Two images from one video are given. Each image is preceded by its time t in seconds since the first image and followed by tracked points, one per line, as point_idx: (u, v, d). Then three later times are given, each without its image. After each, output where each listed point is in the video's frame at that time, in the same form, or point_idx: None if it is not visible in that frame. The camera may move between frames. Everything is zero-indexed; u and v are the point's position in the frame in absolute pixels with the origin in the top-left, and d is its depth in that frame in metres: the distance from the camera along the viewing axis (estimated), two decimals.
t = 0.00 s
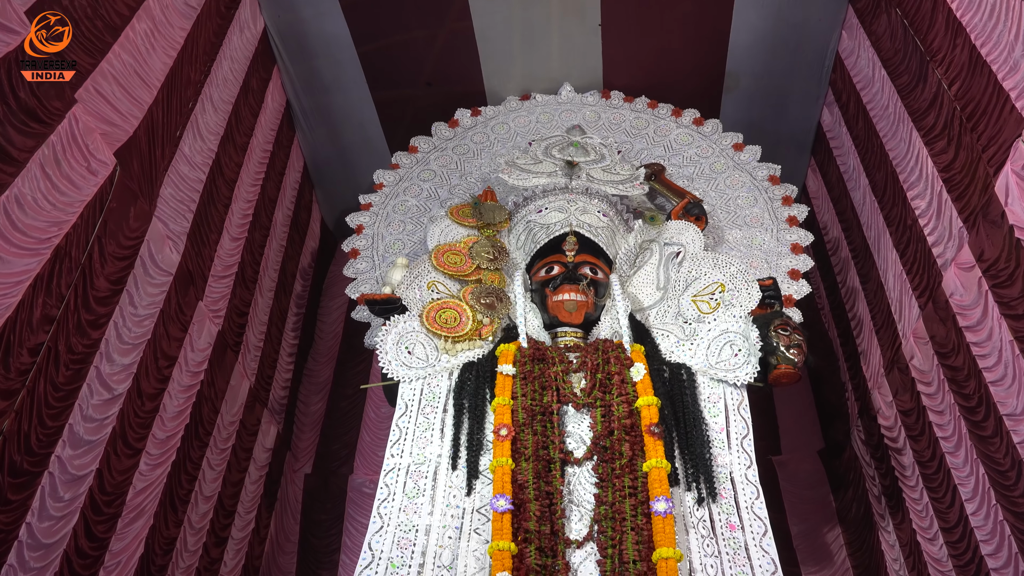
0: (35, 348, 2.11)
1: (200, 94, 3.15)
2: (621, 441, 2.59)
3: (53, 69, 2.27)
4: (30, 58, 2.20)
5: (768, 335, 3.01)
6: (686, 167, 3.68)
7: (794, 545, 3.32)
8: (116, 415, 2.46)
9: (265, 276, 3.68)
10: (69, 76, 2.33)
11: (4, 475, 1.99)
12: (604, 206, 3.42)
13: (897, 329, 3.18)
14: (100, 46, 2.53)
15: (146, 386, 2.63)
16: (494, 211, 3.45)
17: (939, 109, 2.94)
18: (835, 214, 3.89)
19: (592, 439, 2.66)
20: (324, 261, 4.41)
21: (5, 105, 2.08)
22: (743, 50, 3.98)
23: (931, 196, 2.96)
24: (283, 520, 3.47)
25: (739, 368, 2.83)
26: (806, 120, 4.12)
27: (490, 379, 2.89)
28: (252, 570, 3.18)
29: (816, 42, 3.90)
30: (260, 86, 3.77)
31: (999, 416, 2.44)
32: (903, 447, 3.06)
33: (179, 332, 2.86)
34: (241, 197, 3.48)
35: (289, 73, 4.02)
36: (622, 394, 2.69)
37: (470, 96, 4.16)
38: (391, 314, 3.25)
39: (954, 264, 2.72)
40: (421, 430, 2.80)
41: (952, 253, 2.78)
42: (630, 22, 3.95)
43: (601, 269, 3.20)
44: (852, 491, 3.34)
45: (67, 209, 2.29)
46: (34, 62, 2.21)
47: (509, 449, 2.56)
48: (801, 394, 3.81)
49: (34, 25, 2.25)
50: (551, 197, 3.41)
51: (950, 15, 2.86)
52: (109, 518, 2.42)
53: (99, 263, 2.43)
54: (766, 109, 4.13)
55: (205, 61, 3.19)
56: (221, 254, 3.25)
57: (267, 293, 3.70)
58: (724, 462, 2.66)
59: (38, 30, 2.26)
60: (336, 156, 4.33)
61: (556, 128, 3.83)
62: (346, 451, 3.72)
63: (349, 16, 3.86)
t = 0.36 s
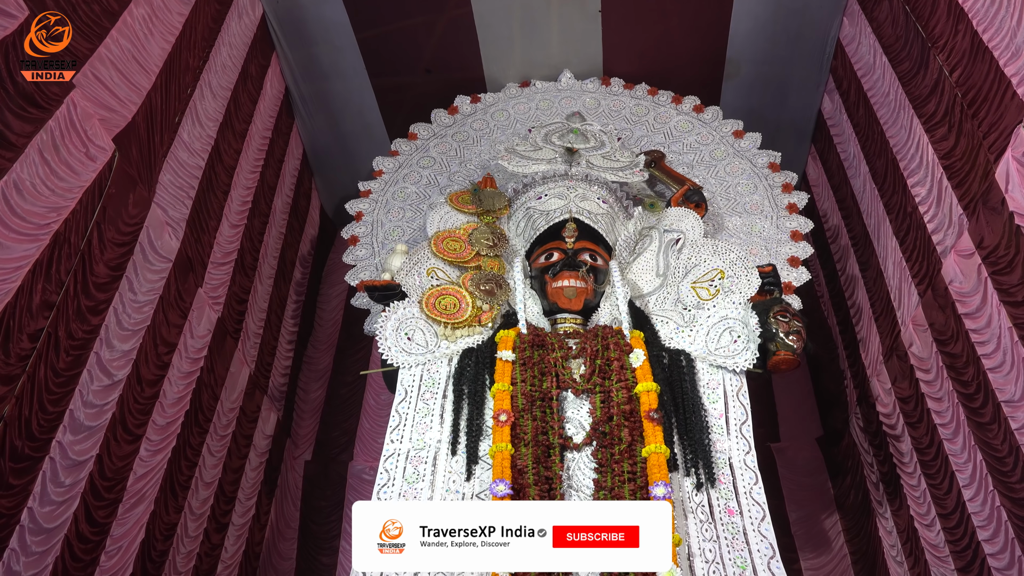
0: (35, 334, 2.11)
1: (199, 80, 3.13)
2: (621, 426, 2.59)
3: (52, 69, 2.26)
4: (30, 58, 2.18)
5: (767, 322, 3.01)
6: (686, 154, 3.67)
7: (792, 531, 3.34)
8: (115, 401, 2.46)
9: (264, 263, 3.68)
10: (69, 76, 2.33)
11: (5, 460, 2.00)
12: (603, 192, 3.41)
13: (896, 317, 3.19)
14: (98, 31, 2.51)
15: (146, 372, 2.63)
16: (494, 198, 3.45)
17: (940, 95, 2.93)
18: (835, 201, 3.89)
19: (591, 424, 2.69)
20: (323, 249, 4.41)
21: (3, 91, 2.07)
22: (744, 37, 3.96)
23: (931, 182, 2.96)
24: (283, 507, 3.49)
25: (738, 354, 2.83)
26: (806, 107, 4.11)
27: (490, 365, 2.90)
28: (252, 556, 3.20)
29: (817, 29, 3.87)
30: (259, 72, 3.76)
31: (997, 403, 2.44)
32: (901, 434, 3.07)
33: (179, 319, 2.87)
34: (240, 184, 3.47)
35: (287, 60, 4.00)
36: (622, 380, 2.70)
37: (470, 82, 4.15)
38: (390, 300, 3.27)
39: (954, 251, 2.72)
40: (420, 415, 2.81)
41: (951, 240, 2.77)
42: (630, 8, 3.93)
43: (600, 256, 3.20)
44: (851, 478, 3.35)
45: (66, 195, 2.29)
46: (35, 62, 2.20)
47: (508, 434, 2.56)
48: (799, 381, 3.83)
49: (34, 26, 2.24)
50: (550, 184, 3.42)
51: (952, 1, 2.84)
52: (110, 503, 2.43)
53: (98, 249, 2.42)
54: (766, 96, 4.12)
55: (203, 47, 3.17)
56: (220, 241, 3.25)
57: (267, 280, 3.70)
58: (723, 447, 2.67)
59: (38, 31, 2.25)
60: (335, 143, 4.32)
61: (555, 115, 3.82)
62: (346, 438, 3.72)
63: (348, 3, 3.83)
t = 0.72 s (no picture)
0: (35, 320, 2.11)
1: (197, 66, 3.12)
2: (620, 412, 2.60)
3: (52, 70, 2.25)
4: (30, 59, 2.17)
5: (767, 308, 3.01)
6: (686, 141, 3.66)
7: (790, 518, 3.35)
8: (115, 387, 2.47)
9: (264, 250, 3.68)
10: (69, 76, 2.31)
11: (6, 446, 2.00)
12: (603, 178, 3.40)
13: (896, 304, 3.19)
14: (95, 16, 2.50)
15: (145, 358, 2.63)
16: (493, 184, 3.44)
17: (942, 81, 2.92)
18: (835, 189, 3.88)
19: (590, 410, 2.68)
20: (323, 236, 4.40)
21: None
22: (744, 23, 3.94)
23: (931, 169, 2.95)
24: (283, 493, 3.50)
25: (737, 340, 2.84)
26: (807, 94, 4.10)
27: (489, 351, 2.88)
28: (252, 543, 3.21)
29: (818, 15, 3.85)
30: (257, 58, 3.74)
31: (996, 389, 2.45)
32: (900, 421, 3.07)
33: (178, 306, 2.87)
34: (239, 170, 3.46)
35: (286, 45, 3.98)
36: (621, 365, 2.70)
37: (469, 68, 4.14)
38: (390, 286, 3.26)
39: (954, 238, 2.72)
40: (420, 401, 2.82)
41: (951, 227, 2.77)
42: None
43: (599, 242, 3.19)
44: (849, 465, 3.36)
45: (65, 180, 2.28)
46: (34, 62, 2.19)
47: (508, 420, 2.56)
48: (798, 367, 3.84)
49: (34, 26, 2.23)
50: (550, 170, 3.39)
51: None
52: (110, 489, 2.43)
53: (97, 235, 2.42)
54: (766, 82, 4.11)
55: (201, 33, 3.16)
56: (220, 228, 3.24)
57: (266, 267, 3.69)
58: (722, 433, 2.67)
59: (38, 30, 2.25)
60: (334, 129, 4.31)
61: (555, 102, 3.80)
62: (346, 425, 3.73)
63: None
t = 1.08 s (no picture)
0: (35, 307, 2.12)
1: (196, 53, 3.11)
2: (619, 399, 2.61)
3: (52, 69, 2.24)
4: (30, 58, 2.16)
5: (766, 296, 3.02)
6: (686, 129, 3.66)
7: (789, 505, 3.37)
8: (116, 374, 2.47)
9: (264, 238, 3.68)
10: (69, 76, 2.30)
11: (8, 432, 2.01)
12: (603, 166, 3.40)
13: (895, 292, 3.19)
14: (93, 2, 2.49)
15: (146, 346, 2.64)
16: (494, 171, 3.44)
17: (943, 69, 2.91)
18: (835, 177, 3.88)
19: (590, 397, 2.68)
20: (323, 224, 4.40)
21: None
22: (745, 10, 3.92)
23: (932, 157, 2.95)
24: (284, 481, 3.51)
25: (737, 328, 2.84)
26: (807, 82, 4.09)
27: (489, 338, 2.90)
28: (254, 530, 3.24)
29: (820, 2, 3.83)
30: (257, 46, 3.72)
31: (995, 377, 2.45)
32: (899, 409, 3.08)
33: (179, 293, 2.87)
34: (239, 158, 3.46)
35: (285, 32, 3.96)
36: (621, 352, 2.71)
37: (468, 56, 4.13)
38: (390, 274, 3.28)
39: (954, 226, 2.72)
40: (420, 388, 2.82)
41: (951, 215, 2.77)
42: None
43: (599, 230, 3.20)
44: (848, 452, 3.37)
45: (65, 167, 2.28)
46: (34, 62, 2.18)
47: (508, 406, 2.58)
48: (796, 355, 3.86)
49: (34, 26, 2.23)
50: (550, 157, 3.40)
51: None
52: (112, 476, 2.44)
53: (97, 222, 2.42)
54: (767, 70, 4.10)
55: (200, 19, 3.14)
56: (220, 216, 3.24)
57: (266, 255, 3.69)
58: (722, 420, 2.68)
59: (38, 30, 2.24)
60: (333, 117, 4.30)
61: (555, 89, 3.79)
62: (346, 413, 3.74)
63: None
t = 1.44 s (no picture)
0: (36, 294, 2.12)
1: (196, 40, 3.10)
2: (620, 384, 2.62)
3: (52, 69, 2.22)
4: (30, 58, 2.15)
5: (767, 282, 3.01)
6: (686, 116, 3.64)
7: (789, 492, 3.38)
8: (117, 361, 2.47)
9: (264, 226, 3.68)
10: (69, 76, 2.28)
11: (11, 418, 2.02)
12: (603, 153, 3.39)
13: (896, 280, 3.19)
14: None
15: (147, 333, 2.64)
16: (494, 158, 3.44)
17: (945, 55, 2.90)
18: (836, 164, 3.87)
19: (590, 383, 2.68)
20: (323, 212, 4.39)
21: None
22: None
23: (933, 144, 2.94)
24: (285, 468, 3.52)
25: (737, 315, 2.85)
26: (809, 69, 4.07)
27: (490, 325, 2.90)
28: (255, 516, 3.27)
29: None
30: (256, 33, 3.71)
31: (994, 363, 2.45)
32: (898, 396, 3.09)
33: (179, 281, 2.87)
34: (239, 146, 3.45)
35: (284, 20, 3.94)
36: (622, 338, 2.72)
37: (468, 43, 4.11)
38: (390, 261, 3.29)
39: (954, 213, 2.71)
40: (421, 374, 2.83)
41: (952, 202, 2.77)
42: None
43: (600, 217, 3.20)
44: (847, 440, 3.38)
45: (65, 153, 2.28)
46: (35, 62, 2.17)
47: (508, 392, 2.58)
48: (796, 342, 3.86)
49: (34, 26, 2.21)
50: (550, 145, 3.39)
51: None
52: (114, 462, 2.45)
53: (97, 209, 2.42)
54: (768, 57, 4.09)
55: (199, 6, 3.13)
56: (220, 203, 3.24)
57: (266, 243, 3.69)
58: (721, 407, 2.69)
59: (38, 30, 2.22)
60: (333, 105, 4.29)
61: (555, 76, 3.77)
62: (347, 401, 3.74)
63: None
